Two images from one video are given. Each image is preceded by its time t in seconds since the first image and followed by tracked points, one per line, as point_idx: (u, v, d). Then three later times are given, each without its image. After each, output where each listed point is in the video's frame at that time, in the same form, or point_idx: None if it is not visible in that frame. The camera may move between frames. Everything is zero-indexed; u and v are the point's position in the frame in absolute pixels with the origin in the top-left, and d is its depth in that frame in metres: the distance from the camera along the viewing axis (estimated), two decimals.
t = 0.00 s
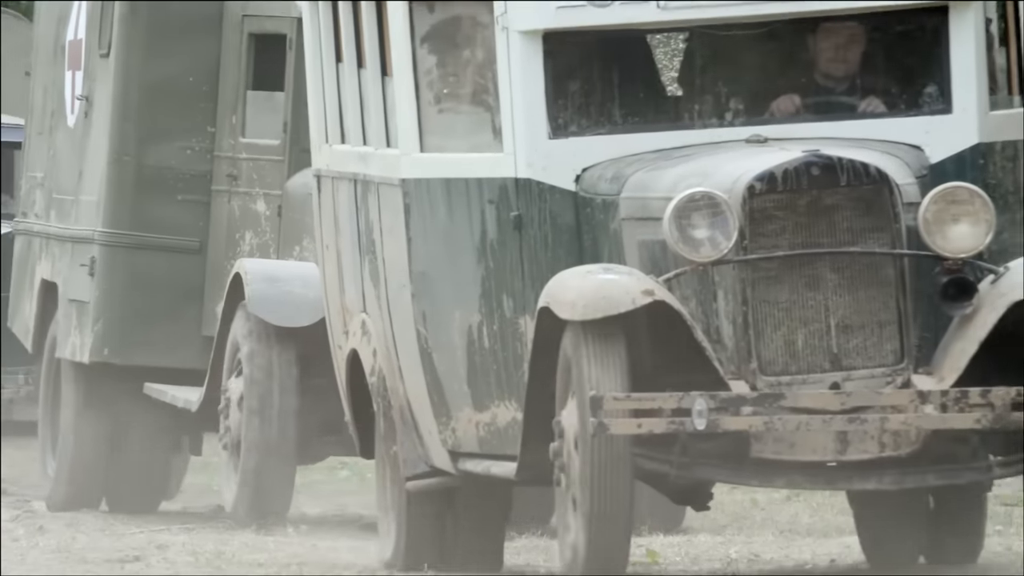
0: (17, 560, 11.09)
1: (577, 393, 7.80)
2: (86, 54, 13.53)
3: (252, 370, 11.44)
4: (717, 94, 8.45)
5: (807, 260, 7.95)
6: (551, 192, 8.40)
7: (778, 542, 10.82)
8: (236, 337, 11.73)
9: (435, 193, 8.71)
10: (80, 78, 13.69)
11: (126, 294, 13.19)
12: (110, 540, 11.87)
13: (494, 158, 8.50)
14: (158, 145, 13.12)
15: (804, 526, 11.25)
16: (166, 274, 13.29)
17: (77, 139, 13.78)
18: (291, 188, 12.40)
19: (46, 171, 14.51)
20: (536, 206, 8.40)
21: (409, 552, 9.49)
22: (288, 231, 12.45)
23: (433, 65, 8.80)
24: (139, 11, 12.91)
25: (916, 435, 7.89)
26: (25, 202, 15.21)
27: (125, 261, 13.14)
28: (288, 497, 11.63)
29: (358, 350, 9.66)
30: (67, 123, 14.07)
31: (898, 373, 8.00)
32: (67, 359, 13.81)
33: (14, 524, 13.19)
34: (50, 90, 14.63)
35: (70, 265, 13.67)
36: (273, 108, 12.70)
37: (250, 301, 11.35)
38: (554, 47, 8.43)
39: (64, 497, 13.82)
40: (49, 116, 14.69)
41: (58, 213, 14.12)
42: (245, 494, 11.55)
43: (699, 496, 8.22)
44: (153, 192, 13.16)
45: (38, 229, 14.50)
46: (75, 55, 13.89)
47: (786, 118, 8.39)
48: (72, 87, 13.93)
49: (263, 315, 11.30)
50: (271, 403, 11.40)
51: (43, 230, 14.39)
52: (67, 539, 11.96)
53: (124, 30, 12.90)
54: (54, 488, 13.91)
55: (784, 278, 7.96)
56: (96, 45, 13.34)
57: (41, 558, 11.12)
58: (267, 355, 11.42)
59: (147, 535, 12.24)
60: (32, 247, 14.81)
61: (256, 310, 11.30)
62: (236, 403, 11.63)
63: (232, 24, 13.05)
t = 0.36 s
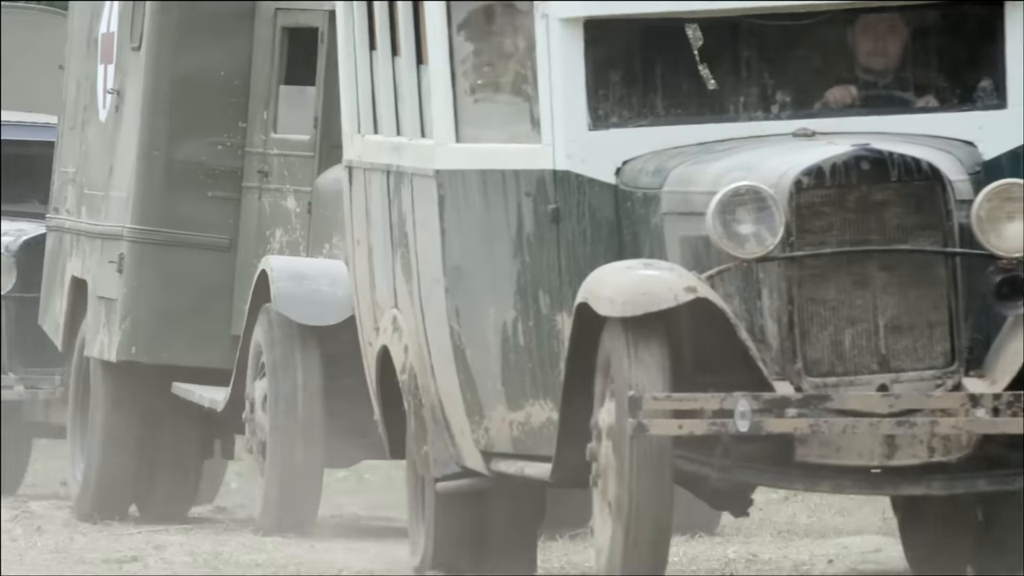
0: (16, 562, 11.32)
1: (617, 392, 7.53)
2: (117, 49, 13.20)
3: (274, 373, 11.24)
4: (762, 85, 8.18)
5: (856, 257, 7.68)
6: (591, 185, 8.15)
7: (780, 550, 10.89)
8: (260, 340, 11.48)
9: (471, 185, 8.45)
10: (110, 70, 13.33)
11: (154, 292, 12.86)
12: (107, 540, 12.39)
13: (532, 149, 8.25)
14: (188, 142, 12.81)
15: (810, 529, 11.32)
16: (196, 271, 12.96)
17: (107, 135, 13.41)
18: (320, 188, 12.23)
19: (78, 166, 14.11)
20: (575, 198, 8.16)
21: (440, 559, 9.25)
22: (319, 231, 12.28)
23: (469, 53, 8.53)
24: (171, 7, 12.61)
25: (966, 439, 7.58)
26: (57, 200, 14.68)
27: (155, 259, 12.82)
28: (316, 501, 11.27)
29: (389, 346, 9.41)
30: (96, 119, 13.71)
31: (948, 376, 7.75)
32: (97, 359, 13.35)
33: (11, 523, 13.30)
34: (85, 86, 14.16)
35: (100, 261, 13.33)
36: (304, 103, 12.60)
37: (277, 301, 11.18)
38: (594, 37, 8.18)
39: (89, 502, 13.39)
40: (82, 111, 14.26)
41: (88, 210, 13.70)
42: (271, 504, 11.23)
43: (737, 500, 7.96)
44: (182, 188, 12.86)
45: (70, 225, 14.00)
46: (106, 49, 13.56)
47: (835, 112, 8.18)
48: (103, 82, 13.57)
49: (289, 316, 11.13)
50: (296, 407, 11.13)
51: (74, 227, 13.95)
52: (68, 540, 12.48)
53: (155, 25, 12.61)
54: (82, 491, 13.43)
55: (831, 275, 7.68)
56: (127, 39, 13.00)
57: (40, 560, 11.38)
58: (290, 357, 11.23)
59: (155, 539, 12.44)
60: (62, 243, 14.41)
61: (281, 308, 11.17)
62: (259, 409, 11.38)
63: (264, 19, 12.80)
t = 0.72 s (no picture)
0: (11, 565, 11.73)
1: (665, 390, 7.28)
2: (127, 54, 12.77)
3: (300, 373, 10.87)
4: (819, 72, 7.91)
5: (916, 252, 7.40)
6: (638, 173, 7.88)
7: (782, 555, 10.93)
8: (286, 340, 11.08)
9: (515, 171, 8.17)
10: (120, 76, 12.88)
11: (172, 301, 12.41)
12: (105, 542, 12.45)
13: (579, 135, 7.96)
14: (203, 146, 12.40)
15: (841, 544, 11.13)
16: (216, 278, 12.48)
17: (121, 141, 12.93)
18: (340, 187, 11.58)
19: (94, 174, 13.49)
20: (623, 187, 7.87)
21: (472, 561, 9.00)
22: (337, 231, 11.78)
23: (516, 35, 8.25)
24: (178, 9, 12.24)
25: None
26: (74, 209, 14.08)
27: (172, 267, 12.38)
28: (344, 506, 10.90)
29: (428, 337, 9.13)
30: (110, 124, 13.20)
31: (1010, 376, 7.42)
32: (119, 371, 12.86)
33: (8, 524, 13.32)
34: (97, 93, 13.60)
35: (118, 273, 12.84)
36: (318, 101, 12.08)
37: (299, 308, 10.78)
38: (647, 20, 7.91)
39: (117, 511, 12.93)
40: (94, 118, 13.72)
41: (104, 218, 13.18)
42: (299, 509, 10.84)
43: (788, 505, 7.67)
44: (198, 194, 12.43)
45: (85, 235, 13.57)
46: (115, 54, 13.11)
47: (897, 102, 7.92)
48: (113, 88, 13.12)
49: (313, 323, 10.74)
50: (323, 412, 10.79)
51: (91, 236, 13.39)
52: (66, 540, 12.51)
53: (162, 27, 12.23)
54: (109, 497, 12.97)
55: (888, 270, 7.40)
56: (136, 44, 12.59)
57: (37, 560, 11.77)
58: (317, 356, 10.85)
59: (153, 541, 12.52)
60: (79, 252, 13.84)
61: (303, 317, 10.76)
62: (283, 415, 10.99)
63: (273, 17, 12.30)
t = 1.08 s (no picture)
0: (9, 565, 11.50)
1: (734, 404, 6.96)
2: (163, 46, 12.43)
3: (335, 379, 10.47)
4: (884, 67, 7.63)
5: (992, 258, 7.12)
6: (695, 173, 7.57)
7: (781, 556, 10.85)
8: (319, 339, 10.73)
9: (566, 170, 7.87)
10: (155, 69, 12.56)
11: (204, 302, 11.94)
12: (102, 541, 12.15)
13: (634, 133, 7.66)
14: (238, 141, 11.92)
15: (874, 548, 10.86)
16: (248, 278, 11.98)
17: (156, 138, 12.55)
18: (377, 187, 11.05)
19: (126, 169, 13.21)
20: (681, 187, 7.57)
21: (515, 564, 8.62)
22: (374, 232, 11.10)
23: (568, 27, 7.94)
24: None
25: None
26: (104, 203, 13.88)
27: (205, 267, 11.92)
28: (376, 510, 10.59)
29: (466, 339, 8.82)
30: (145, 119, 12.83)
31: None
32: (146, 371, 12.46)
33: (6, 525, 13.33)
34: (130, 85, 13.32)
35: (150, 270, 12.42)
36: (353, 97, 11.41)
37: (331, 313, 10.44)
38: (706, 15, 7.63)
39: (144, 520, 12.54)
40: (128, 110, 13.40)
41: (136, 215, 12.83)
42: (330, 516, 10.52)
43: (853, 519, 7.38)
44: (231, 191, 11.95)
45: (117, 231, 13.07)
46: (150, 47, 12.79)
47: (964, 97, 7.64)
48: (148, 81, 12.78)
49: (346, 327, 10.38)
50: (354, 415, 10.43)
51: (124, 231, 13.00)
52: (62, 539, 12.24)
53: (198, 21, 11.80)
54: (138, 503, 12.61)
55: (964, 277, 7.11)
56: (172, 35, 12.23)
57: (32, 562, 11.50)
58: (349, 356, 10.49)
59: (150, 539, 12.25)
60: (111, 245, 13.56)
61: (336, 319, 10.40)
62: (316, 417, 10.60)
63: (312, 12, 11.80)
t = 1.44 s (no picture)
0: None
1: (824, 403, 6.61)
2: (196, 33, 11.81)
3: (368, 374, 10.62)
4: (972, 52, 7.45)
5: None
6: (771, 159, 7.26)
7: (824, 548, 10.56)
8: (351, 342, 10.88)
9: (634, 158, 7.53)
10: (189, 58, 11.86)
11: (238, 294, 11.56)
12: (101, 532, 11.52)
13: (708, 118, 7.32)
14: (273, 130, 11.50)
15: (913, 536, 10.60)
16: (283, 270, 11.60)
17: (189, 126, 12.02)
18: (413, 173, 10.88)
19: (160, 161, 12.38)
20: (758, 173, 7.26)
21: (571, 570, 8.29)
22: (411, 221, 10.97)
23: (637, 7, 7.57)
24: None
25: None
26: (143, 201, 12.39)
27: (240, 260, 11.54)
28: (414, 515, 10.62)
29: (515, 331, 8.47)
30: (177, 108, 12.16)
31: None
32: (180, 367, 12.02)
33: None
34: (166, 73, 12.23)
35: (182, 264, 11.96)
36: (392, 83, 11.04)
37: (366, 301, 10.41)
38: None
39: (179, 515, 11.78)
40: (164, 102, 12.36)
41: (169, 206, 12.21)
42: (364, 518, 10.58)
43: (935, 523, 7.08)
44: (265, 181, 11.54)
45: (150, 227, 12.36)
46: (184, 34, 11.92)
47: None
48: (183, 70, 11.98)
49: (380, 315, 10.35)
50: (390, 417, 10.56)
51: (158, 227, 12.30)
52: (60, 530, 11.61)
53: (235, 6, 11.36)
54: (173, 503, 11.87)
55: None
56: (206, 23, 11.68)
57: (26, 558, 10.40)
58: (384, 356, 10.66)
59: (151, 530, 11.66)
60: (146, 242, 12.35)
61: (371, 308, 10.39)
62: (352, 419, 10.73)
63: None
